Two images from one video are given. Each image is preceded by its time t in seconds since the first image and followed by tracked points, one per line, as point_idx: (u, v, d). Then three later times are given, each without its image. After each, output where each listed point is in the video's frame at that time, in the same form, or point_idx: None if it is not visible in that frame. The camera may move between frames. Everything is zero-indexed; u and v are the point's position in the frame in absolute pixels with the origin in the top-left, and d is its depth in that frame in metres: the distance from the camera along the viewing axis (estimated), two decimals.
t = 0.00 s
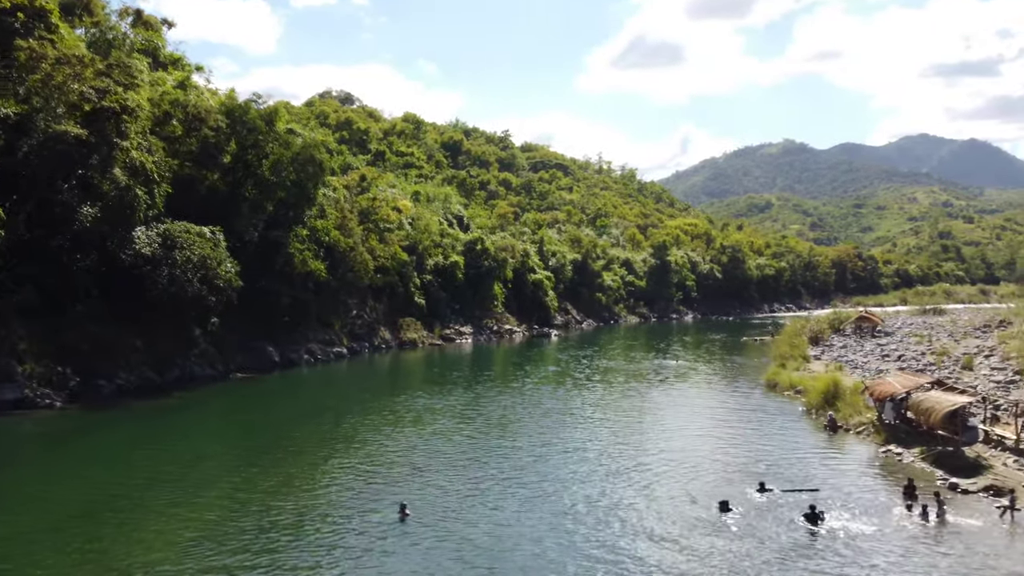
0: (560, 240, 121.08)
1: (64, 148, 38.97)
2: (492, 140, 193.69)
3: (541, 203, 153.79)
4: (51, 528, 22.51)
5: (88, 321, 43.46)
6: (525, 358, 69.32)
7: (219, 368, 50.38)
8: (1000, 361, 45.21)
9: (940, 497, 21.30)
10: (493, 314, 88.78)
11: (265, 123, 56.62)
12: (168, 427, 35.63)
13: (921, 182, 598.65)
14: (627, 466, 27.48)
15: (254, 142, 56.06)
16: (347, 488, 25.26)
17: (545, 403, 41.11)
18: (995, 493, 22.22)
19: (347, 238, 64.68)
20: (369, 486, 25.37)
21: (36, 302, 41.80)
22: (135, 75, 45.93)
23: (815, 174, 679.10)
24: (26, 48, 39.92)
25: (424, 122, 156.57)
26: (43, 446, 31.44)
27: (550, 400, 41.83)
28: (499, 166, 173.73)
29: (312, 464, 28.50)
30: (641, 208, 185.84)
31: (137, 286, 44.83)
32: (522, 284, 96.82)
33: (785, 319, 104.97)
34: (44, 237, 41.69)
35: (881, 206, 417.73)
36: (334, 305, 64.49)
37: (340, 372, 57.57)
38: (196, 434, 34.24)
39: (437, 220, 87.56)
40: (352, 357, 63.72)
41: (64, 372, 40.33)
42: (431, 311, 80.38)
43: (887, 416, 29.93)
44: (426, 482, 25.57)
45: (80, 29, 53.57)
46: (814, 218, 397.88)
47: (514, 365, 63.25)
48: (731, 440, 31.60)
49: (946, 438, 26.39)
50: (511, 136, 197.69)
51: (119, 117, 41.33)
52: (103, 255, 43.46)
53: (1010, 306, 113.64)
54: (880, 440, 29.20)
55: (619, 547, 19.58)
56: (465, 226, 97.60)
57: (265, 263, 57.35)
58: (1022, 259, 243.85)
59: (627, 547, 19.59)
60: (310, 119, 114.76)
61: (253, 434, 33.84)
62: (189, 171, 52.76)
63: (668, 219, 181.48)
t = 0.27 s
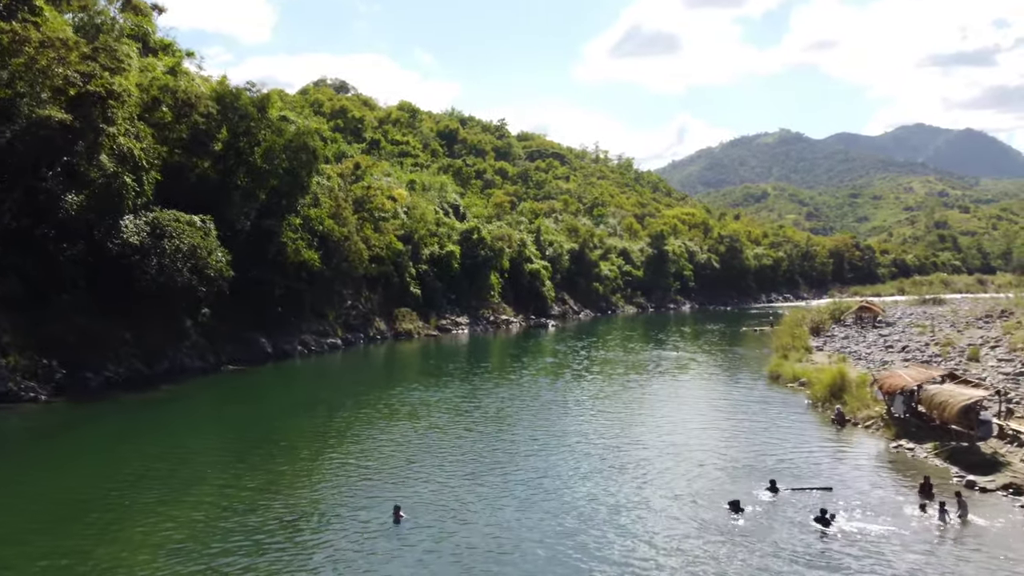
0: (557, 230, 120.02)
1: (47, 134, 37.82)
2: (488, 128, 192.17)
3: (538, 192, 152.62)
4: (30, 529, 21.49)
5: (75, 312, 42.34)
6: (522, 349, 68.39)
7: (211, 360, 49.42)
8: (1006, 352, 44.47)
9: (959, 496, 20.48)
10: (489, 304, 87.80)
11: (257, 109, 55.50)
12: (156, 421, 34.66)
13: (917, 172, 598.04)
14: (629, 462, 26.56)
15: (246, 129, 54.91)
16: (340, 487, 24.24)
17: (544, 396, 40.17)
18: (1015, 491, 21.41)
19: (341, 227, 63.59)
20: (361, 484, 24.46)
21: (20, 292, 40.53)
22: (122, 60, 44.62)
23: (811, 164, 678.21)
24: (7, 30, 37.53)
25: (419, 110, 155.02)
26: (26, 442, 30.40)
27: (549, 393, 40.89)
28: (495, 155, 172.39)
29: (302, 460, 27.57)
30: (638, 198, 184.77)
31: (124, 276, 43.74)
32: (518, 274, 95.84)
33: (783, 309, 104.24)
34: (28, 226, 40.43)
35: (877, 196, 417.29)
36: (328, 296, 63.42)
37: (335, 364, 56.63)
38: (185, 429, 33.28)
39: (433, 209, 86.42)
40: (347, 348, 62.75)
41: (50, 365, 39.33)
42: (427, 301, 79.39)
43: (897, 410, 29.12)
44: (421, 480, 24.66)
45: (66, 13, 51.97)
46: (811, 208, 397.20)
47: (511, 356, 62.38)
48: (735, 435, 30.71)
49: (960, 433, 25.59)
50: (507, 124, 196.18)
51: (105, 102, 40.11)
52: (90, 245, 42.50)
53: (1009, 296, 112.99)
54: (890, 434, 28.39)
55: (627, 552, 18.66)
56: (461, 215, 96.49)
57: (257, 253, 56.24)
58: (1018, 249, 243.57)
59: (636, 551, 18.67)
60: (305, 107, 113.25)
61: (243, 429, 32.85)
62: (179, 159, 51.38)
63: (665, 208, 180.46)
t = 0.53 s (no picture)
0: (554, 219, 118.90)
1: (28, 118, 37.09)
2: (484, 117, 190.59)
3: (534, 181, 151.41)
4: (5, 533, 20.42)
5: (60, 303, 40.85)
6: (519, 340, 67.41)
7: (200, 351, 48.64)
8: (1012, 343, 43.65)
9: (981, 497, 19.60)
10: (485, 295, 86.75)
11: (248, 96, 54.20)
12: (142, 416, 33.71)
13: (914, 161, 597.39)
14: (633, 460, 25.58)
15: (237, 116, 53.65)
16: (332, 488, 23.23)
17: (543, 389, 39.17)
18: None
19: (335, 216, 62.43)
20: (354, 484, 23.47)
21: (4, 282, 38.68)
22: (108, 43, 43.23)
23: (807, 153, 677.16)
24: None
25: (415, 99, 153.40)
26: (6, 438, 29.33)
27: (547, 387, 39.88)
28: (491, 144, 170.92)
29: (292, 459, 26.58)
30: (634, 187, 183.59)
31: (112, 267, 42.48)
32: (515, 264, 94.79)
33: (782, 300, 103.45)
34: (12, 215, 38.13)
35: (874, 186, 416.81)
36: (322, 286, 62.29)
37: (329, 355, 55.66)
38: (172, 424, 32.19)
39: (429, 198, 85.20)
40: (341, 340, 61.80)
41: (34, 357, 38.43)
42: (423, 291, 78.35)
43: (908, 404, 28.26)
44: (416, 480, 23.69)
45: None
46: (807, 198, 396.35)
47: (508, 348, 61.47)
48: (741, 431, 29.76)
49: (975, 429, 24.72)
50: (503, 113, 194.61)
51: (89, 87, 39.22)
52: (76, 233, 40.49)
53: (1009, 287, 112.34)
54: (901, 429, 27.54)
55: (636, 558, 17.70)
56: (457, 205, 95.32)
57: (249, 242, 54.97)
58: (1015, 239, 243.23)
59: (644, 557, 17.71)
60: (298, 95, 111.70)
61: (231, 425, 31.90)
62: (169, 147, 49.93)
63: (663, 198, 179.36)
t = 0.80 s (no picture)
0: (550, 209, 117.72)
1: (10, 103, 35.44)
2: (480, 106, 189.01)
3: (530, 171, 150.07)
4: None
5: (44, 294, 39.63)
6: (516, 331, 66.41)
7: (190, 344, 47.55)
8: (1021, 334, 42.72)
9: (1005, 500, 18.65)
10: (481, 285, 85.68)
11: (239, 81, 52.86)
12: (127, 411, 32.70)
13: (910, 151, 596.58)
14: (637, 458, 24.62)
15: (228, 103, 52.35)
16: (321, 489, 22.19)
17: (541, 383, 38.16)
18: None
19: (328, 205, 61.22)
20: (346, 484, 22.49)
21: None
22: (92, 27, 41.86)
23: (804, 143, 675.98)
24: None
25: (410, 87, 151.77)
26: None
27: (545, 380, 38.89)
28: (487, 133, 169.43)
29: (282, 457, 25.57)
30: (631, 176, 182.31)
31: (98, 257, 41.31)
32: (512, 254, 93.69)
33: (781, 290, 102.58)
34: None
35: (870, 175, 416.01)
36: (315, 276, 61.13)
37: (322, 347, 54.63)
38: (158, 420, 31.14)
39: (424, 187, 83.99)
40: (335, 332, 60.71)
41: (18, 350, 37.34)
42: (419, 282, 77.22)
43: (921, 398, 27.32)
44: (410, 479, 22.74)
45: None
46: (804, 188, 395.43)
47: (504, 339, 60.52)
48: (747, 426, 28.82)
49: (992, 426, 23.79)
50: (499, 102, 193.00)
51: (73, 71, 37.72)
52: (61, 223, 39.16)
53: (1008, 276, 111.62)
54: (914, 424, 26.62)
55: (644, 566, 16.70)
56: (453, 194, 94.09)
57: (240, 232, 53.81)
58: (1012, 228, 242.74)
59: (653, 566, 16.70)
60: (292, 83, 110.12)
61: (219, 421, 30.88)
62: (157, 134, 48.75)
63: (660, 187, 178.16)
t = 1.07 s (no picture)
0: (547, 198, 116.52)
1: None
2: (476, 94, 187.42)
3: (526, 159, 148.72)
4: None
5: (28, 285, 38.37)
6: (512, 322, 65.44)
7: (180, 336, 46.35)
8: None
9: None
10: (477, 275, 84.57)
11: (229, 66, 51.49)
12: (111, 407, 31.62)
13: (906, 140, 595.87)
14: (640, 457, 23.62)
15: (218, 89, 51.01)
16: (311, 490, 21.16)
17: (539, 376, 37.13)
18: None
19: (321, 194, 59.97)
20: (336, 485, 21.47)
21: None
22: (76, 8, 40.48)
23: (800, 133, 674.66)
24: None
25: (405, 75, 150.19)
26: None
27: (544, 373, 37.84)
28: (483, 121, 167.87)
29: (271, 456, 24.50)
30: (628, 165, 181.09)
31: (83, 247, 40.07)
32: (508, 243, 92.56)
33: (779, 280, 101.67)
34: None
35: (866, 165, 415.28)
36: (308, 267, 59.94)
37: (315, 339, 53.57)
38: (142, 417, 30.03)
39: (419, 176, 82.75)
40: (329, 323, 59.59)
41: None
42: (414, 272, 76.06)
43: (936, 394, 26.36)
44: (404, 480, 21.73)
45: None
46: (800, 177, 394.51)
47: (500, 331, 59.49)
48: (753, 422, 27.82)
49: (1011, 424, 22.81)
50: (494, 90, 191.41)
51: (54, 54, 36.12)
52: (45, 212, 38.20)
53: (1008, 266, 110.95)
54: (928, 421, 25.67)
55: None
56: (448, 183, 92.81)
57: (230, 222, 52.58)
58: (1008, 218, 242.32)
59: None
60: (285, 70, 108.59)
61: (206, 417, 29.77)
62: (145, 121, 47.48)
63: (657, 176, 177.08)
